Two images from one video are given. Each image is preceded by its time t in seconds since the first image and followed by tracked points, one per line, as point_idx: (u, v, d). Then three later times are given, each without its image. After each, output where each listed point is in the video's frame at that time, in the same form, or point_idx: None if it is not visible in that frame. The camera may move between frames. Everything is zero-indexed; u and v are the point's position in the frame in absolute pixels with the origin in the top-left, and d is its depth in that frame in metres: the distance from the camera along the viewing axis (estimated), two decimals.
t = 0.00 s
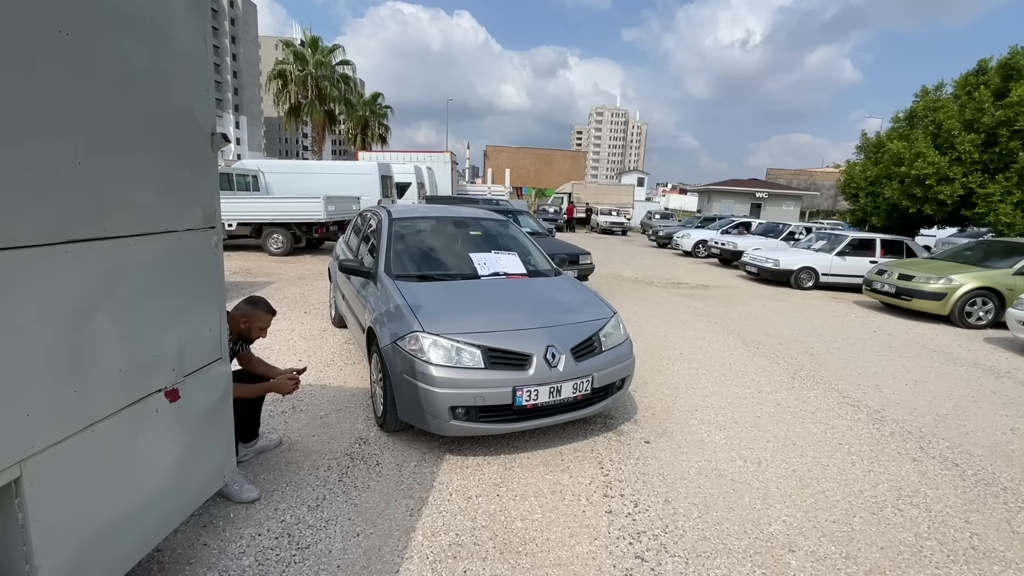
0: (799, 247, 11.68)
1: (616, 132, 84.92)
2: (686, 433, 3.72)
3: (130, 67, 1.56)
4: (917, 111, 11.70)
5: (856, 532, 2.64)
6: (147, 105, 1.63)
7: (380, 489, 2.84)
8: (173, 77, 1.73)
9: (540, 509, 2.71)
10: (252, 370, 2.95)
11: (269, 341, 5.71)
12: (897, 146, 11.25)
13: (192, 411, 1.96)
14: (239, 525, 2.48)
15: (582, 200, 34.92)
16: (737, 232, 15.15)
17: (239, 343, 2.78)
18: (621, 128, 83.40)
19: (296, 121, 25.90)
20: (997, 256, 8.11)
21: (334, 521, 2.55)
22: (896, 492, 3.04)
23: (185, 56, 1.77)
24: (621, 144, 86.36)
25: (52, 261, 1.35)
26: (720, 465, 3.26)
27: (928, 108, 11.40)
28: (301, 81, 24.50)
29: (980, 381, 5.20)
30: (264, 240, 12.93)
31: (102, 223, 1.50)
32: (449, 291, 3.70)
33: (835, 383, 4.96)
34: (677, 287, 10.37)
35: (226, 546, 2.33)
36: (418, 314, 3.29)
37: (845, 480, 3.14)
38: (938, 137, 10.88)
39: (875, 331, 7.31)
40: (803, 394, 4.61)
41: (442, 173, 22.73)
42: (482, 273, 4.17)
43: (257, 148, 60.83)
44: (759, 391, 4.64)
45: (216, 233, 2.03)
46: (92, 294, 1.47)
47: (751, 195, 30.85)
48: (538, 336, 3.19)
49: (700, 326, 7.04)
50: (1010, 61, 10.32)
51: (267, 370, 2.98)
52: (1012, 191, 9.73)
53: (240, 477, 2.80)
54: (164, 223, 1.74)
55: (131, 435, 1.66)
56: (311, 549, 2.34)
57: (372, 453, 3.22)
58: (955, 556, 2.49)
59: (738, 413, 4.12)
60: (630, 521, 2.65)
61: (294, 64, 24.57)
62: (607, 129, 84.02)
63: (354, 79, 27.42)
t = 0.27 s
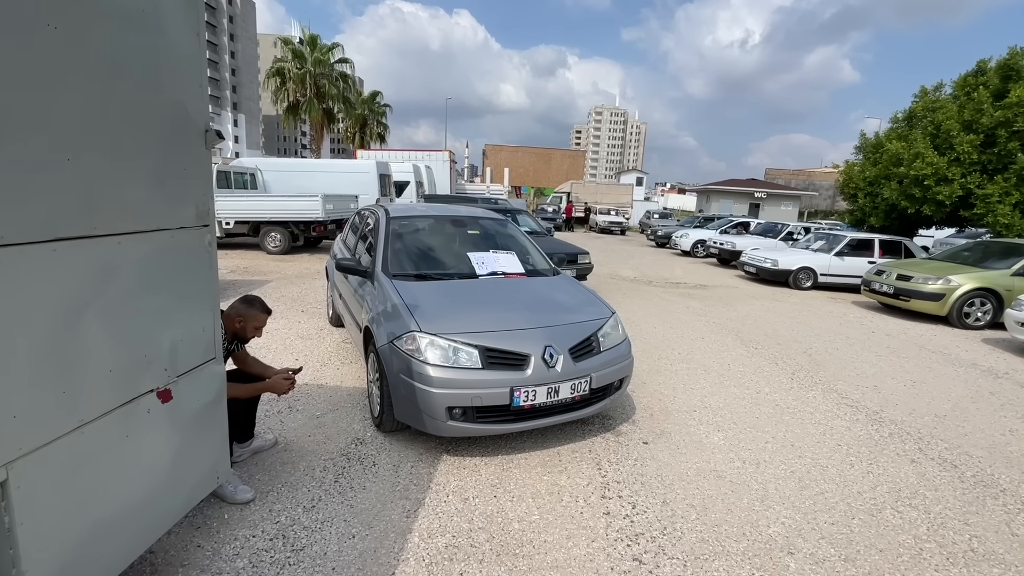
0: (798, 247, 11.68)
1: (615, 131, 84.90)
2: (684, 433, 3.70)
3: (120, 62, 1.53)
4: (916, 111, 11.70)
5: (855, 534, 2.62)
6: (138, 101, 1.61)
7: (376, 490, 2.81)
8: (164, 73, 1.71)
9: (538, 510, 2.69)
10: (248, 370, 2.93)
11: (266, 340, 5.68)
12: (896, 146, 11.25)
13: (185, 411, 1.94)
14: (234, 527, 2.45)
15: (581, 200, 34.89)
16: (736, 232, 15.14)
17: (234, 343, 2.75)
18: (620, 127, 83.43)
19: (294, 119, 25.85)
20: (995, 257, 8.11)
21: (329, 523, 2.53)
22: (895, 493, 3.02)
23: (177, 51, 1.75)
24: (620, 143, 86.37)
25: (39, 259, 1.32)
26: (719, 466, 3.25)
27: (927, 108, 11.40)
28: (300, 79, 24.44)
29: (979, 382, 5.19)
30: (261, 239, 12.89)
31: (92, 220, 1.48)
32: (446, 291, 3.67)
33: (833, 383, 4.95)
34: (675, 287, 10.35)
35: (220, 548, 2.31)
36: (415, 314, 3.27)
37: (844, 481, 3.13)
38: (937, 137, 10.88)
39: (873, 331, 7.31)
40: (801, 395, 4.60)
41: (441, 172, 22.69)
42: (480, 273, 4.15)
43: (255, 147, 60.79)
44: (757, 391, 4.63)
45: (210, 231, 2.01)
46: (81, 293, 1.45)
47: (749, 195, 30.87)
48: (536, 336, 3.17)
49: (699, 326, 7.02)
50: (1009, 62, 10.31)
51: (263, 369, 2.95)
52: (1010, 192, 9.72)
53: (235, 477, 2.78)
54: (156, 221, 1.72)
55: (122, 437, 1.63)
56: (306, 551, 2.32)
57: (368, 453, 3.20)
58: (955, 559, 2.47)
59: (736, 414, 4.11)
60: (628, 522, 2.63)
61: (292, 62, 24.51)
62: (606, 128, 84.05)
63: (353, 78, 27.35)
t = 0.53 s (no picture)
0: (797, 249, 11.67)
1: (614, 132, 84.94)
2: (685, 436, 3.68)
3: (113, 57, 1.50)
4: (916, 113, 11.69)
5: (858, 539, 2.59)
6: (131, 98, 1.58)
7: (374, 493, 2.78)
8: (158, 70, 1.68)
9: (537, 514, 2.66)
10: (244, 372, 2.90)
11: (263, 340, 5.65)
12: (896, 148, 11.24)
13: (179, 414, 1.91)
14: (229, 531, 2.42)
15: (580, 200, 34.86)
16: (735, 233, 15.13)
17: (229, 344, 2.72)
18: (619, 128, 83.46)
19: (293, 119, 25.80)
20: (994, 259, 8.10)
21: (326, 527, 2.49)
22: (897, 498, 3.00)
23: (172, 48, 1.72)
24: (619, 144, 86.40)
25: (28, 259, 1.29)
26: (719, 470, 3.22)
27: (927, 110, 11.40)
28: (299, 78, 24.39)
29: (979, 385, 5.17)
30: (259, 238, 12.86)
31: (83, 219, 1.44)
32: (445, 292, 3.64)
33: (833, 386, 4.93)
34: (674, 288, 10.33)
35: (214, 553, 2.27)
36: (414, 315, 3.24)
37: (845, 485, 3.10)
38: (936, 139, 10.87)
39: (873, 334, 7.29)
40: (802, 397, 4.58)
41: (440, 172, 22.66)
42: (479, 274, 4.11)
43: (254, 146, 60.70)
44: (758, 394, 4.60)
45: (205, 231, 1.98)
46: (71, 294, 1.41)
47: (748, 196, 30.89)
48: (536, 338, 3.14)
49: (699, 328, 7.00)
50: (1009, 64, 10.31)
51: (258, 370, 2.92)
52: (1009, 195, 9.72)
53: (231, 480, 2.74)
54: (149, 220, 1.69)
55: (113, 441, 1.60)
56: (302, 556, 2.29)
57: (366, 455, 3.17)
58: (958, 564, 2.45)
59: (737, 417, 4.08)
60: (628, 527, 2.60)
61: (291, 62, 24.47)
62: (605, 129, 84.07)
63: (352, 77, 27.32)
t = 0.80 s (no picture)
0: (797, 252, 11.64)
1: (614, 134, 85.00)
2: (687, 442, 3.64)
3: (105, 55, 1.47)
4: (917, 116, 11.68)
5: (863, 548, 2.56)
6: (124, 97, 1.54)
7: (372, 499, 2.74)
8: (153, 68, 1.65)
9: (538, 522, 2.62)
10: (241, 375, 2.86)
11: (261, 342, 5.61)
12: (896, 151, 11.23)
13: (173, 419, 1.87)
14: (224, 537, 2.38)
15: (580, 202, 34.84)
16: (735, 235, 15.10)
17: (226, 347, 2.68)
18: (619, 130, 83.52)
19: (293, 119, 25.77)
20: (995, 263, 8.08)
21: (323, 534, 2.45)
22: (902, 505, 2.96)
23: (168, 46, 1.69)
24: (618, 146, 86.47)
25: (17, 263, 1.25)
26: (722, 476, 3.18)
27: (927, 113, 11.38)
28: (299, 79, 24.38)
29: (981, 390, 5.14)
30: (258, 239, 12.82)
31: (75, 221, 1.41)
32: (445, 294, 3.61)
33: (835, 390, 4.89)
34: (675, 291, 10.30)
35: (209, 560, 2.23)
36: (413, 318, 3.20)
37: (849, 492, 3.07)
38: (937, 143, 10.86)
39: (874, 337, 7.26)
40: (804, 402, 4.54)
41: (439, 173, 22.64)
42: (479, 277, 4.07)
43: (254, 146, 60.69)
44: (759, 398, 4.57)
45: (201, 233, 1.94)
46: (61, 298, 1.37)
47: (748, 199, 30.89)
48: (537, 342, 3.11)
49: (699, 331, 6.97)
50: (1010, 68, 10.30)
51: (255, 374, 2.88)
52: (1010, 199, 9.70)
53: (227, 486, 2.70)
54: (143, 222, 1.65)
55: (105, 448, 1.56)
56: (299, 564, 2.25)
57: (364, 461, 3.13)
58: (965, 574, 2.41)
59: (739, 421, 4.05)
60: (630, 535, 2.56)
61: (292, 62, 24.47)
62: (605, 131, 84.14)
63: (352, 78, 27.31)
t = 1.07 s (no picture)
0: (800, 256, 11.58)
1: (615, 137, 85.07)
2: (693, 450, 3.56)
3: (93, 53, 1.41)
4: (920, 120, 11.63)
5: (878, 563, 2.48)
6: (115, 96, 1.48)
7: (371, 510, 2.67)
8: (146, 67, 1.59)
9: (542, 534, 2.54)
10: (238, 382, 2.79)
11: (260, 346, 5.53)
12: (900, 155, 11.17)
13: (165, 430, 1.80)
14: (219, 551, 2.30)
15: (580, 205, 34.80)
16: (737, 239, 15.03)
17: (222, 354, 2.61)
18: (620, 134, 83.56)
19: (294, 121, 25.74)
20: (1001, 268, 8.01)
21: (321, 547, 2.38)
22: (915, 518, 2.88)
23: (161, 44, 1.63)
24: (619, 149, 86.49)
25: None
26: (730, 486, 3.10)
27: (931, 117, 11.33)
28: (300, 81, 24.34)
29: (990, 397, 5.07)
30: (258, 241, 12.75)
31: (61, 226, 1.35)
32: (447, 299, 3.54)
33: (843, 397, 4.82)
34: (677, 294, 10.22)
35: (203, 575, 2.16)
36: (414, 323, 3.13)
37: (861, 504, 2.99)
38: (941, 146, 10.80)
39: (879, 342, 7.18)
40: (811, 409, 4.46)
41: (440, 176, 22.59)
42: (481, 281, 3.99)
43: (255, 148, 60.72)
44: (766, 405, 4.49)
45: (196, 237, 1.88)
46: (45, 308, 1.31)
47: (749, 203, 30.84)
48: (540, 348, 3.04)
49: (703, 335, 6.89)
50: (1015, 72, 10.25)
51: (253, 381, 2.81)
52: (1016, 203, 9.63)
53: (222, 496, 2.63)
54: (135, 226, 1.59)
55: (92, 462, 1.49)
56: None
57: (363, 470, 3.05)
58: None
59: (745, 429, 3.97)
60: (637, 548, 2.49)
61: (293, 64, 24.48)
62: (606, 134, 84.18)
63: (353, 80, 27.30)
